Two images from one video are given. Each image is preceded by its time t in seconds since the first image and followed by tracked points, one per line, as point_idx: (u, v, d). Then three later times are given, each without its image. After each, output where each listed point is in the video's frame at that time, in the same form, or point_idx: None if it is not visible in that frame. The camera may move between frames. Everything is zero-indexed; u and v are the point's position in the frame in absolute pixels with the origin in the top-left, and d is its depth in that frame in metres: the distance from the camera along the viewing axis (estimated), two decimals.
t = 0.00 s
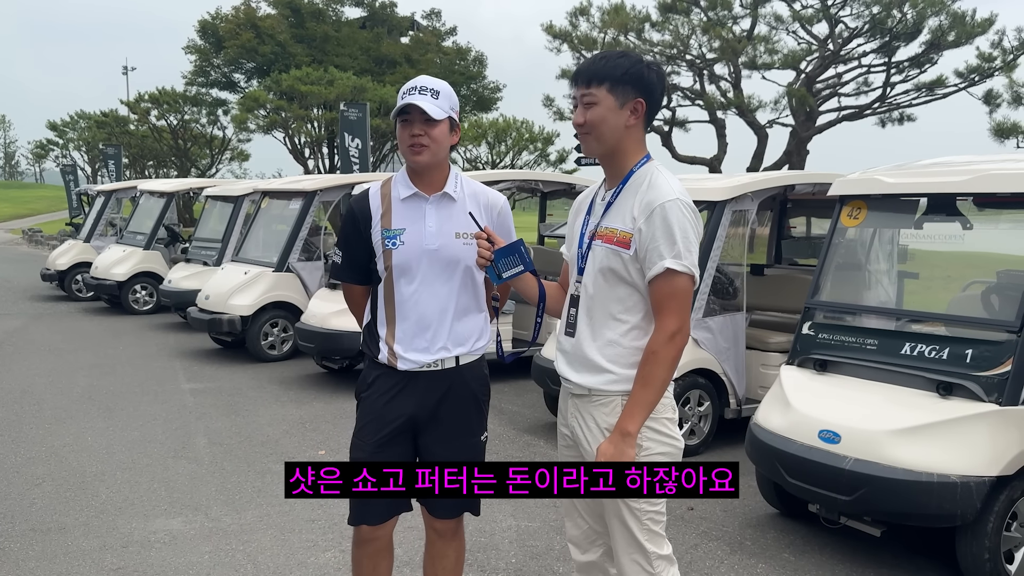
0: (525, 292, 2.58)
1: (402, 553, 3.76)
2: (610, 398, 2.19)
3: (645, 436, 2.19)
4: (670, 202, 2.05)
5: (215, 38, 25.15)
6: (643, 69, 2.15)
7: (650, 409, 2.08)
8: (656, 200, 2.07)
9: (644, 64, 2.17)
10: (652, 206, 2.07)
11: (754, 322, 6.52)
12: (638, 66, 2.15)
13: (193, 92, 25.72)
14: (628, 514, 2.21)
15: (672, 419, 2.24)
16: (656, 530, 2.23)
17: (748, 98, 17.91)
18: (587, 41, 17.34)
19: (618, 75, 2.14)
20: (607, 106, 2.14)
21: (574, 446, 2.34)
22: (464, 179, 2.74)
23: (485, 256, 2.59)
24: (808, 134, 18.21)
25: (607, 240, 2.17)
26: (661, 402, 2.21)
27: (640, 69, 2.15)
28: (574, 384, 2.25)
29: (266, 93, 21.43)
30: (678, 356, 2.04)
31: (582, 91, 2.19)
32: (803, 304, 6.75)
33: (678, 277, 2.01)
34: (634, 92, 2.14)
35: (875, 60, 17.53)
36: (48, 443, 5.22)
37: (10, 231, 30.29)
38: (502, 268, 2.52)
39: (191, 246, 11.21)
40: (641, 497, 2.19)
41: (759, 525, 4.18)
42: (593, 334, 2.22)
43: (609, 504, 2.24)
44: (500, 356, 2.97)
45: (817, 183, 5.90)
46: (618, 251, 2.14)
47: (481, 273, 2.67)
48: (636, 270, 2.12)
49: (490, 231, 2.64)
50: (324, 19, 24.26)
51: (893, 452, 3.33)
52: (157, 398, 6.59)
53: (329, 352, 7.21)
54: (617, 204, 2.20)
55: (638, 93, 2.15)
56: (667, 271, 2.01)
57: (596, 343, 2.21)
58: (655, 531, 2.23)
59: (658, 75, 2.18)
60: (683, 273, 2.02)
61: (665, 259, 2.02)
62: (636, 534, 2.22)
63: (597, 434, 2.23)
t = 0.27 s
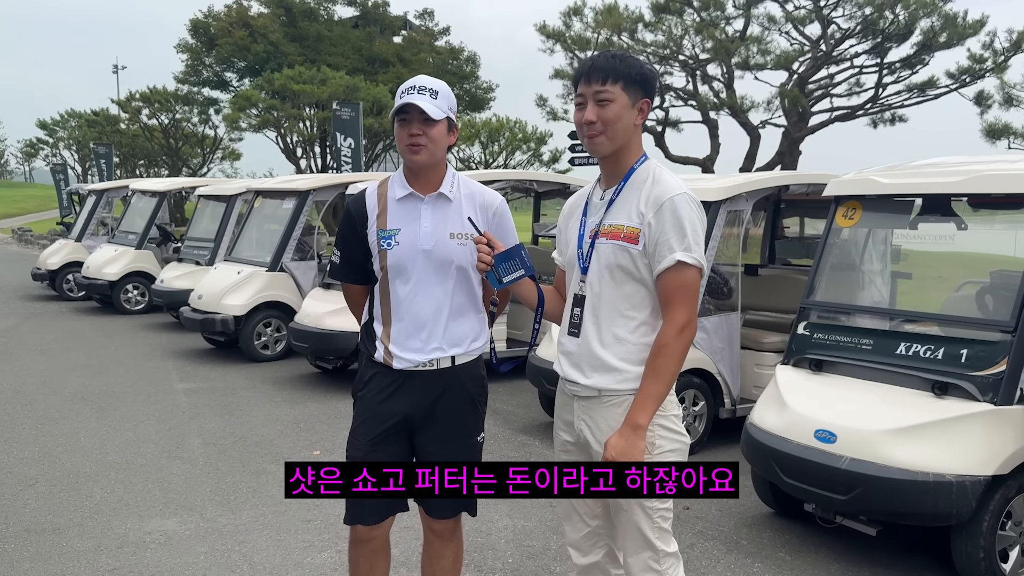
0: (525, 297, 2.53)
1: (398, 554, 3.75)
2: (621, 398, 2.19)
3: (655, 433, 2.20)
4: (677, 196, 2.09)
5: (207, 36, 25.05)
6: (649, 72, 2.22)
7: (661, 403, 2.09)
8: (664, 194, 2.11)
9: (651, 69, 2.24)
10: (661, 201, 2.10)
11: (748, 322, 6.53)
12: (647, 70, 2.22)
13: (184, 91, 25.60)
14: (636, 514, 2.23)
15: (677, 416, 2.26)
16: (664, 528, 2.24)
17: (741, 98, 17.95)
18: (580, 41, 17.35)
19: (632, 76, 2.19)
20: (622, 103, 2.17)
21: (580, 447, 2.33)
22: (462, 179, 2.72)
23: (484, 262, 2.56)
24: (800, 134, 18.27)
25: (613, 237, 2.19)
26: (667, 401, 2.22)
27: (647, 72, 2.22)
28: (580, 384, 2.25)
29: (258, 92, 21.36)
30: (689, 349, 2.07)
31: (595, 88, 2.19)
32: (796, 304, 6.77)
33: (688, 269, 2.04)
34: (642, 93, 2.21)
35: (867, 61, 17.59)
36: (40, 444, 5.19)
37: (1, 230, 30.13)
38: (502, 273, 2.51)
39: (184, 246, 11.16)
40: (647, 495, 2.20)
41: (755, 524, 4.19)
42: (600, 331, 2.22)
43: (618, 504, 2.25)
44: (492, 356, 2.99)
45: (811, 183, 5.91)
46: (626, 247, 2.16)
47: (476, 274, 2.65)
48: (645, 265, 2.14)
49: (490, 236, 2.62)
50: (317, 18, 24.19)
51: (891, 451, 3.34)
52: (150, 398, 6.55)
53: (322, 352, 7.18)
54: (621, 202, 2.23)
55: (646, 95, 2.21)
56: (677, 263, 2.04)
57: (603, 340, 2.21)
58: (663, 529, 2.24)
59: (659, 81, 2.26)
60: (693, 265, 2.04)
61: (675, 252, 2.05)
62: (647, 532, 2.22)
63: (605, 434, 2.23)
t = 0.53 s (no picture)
0: (520, 300, 2.54)
1: (394, 554, 3.75)
2: (626, 398, 2.19)
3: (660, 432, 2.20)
4: (678, 196, 2.11)
5: (198, 36, 24.94)
6: (648, 74, 2.23)
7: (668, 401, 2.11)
8: (666, 194, 2.12)
9: (649, 70, 2.25)
10: (663, 201, 2.11)
11: (741, 322, 6.55)
12: (646, 71, 2.23)
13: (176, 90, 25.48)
14: (637, 513, 2.23)
15: (678, 415, 2.26)
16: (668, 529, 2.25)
17: (734, 99, 18.00)
18: (574, 42, 17.36)
19: (631, 76, 2.19)
20: (620, 103, 2.18)
21: (583, 448, 2.34)
22: (458, 179, 2.71)
23: (481, 264, 2.53)
24: (792, 135, 18.33)
25: (614, 237, 2.19)
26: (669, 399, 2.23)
27: (646, 74, 2.23)
28: (584, 385, 2.25)
29: (250, 91, 21.28)
30: (694, 347, 2.08)
31: (594, 88, 2.19)
32: (790, 304, 6.79)
33: (691, 267, 2.06)
34: (641, 95, 2.21)
35: (859, 62, 17.66)
36: (33, 444, 5.15)
37: None
38: (498, 274, 2.47)
39: (176, 245, 11.11)
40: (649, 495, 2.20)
41: (750, 524, 4.20)
42: (603, 331, 2.22)
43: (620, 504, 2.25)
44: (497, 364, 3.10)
45: (805, 184, 5.93)
46: (628, 246, 2.16)
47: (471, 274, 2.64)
48: (648, 265, 2.15)
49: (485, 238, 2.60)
50: (309, 18, 24.13)
51: (888, 451, 3.35)
52: (143, 399, 6.52)
53: (316, 352, 7.16)
54: (621, 202, 2.23)
55: (645, 95, 2.22)
56: (681, 262, 2.05)
57: (607, 340, 2.21)
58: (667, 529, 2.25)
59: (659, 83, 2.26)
60: (696, 263, 2.06)
61: (679, 250, 2.06)
62: (649, 531, 2.23)
63: (610, 434, 2.23)
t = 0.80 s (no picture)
0: (518, 300, 2.53)
1: (389, 555, 3.74)
2: (621, 397, 2.19)
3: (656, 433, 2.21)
4: (674, 195, 2.11)
5: (191, 35, 24.87)
6: (644, 74, 2.22)
7: (663, 400, 2.11)
8: (662, 193, 2.12)
9: (646, 70, 2.25)
10: (658, 200, 2.11)
11: (735, 322, 6.56)
12: (643, 71, 2.23)
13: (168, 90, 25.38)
14: (636, 512, 2.23)
15: (676, 414, 2.26)
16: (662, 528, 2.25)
17: (727, 100, 18.05)
18: (568, 43, 17.39)
19: (628, 76, 2.20)
20: (618, 102, 2.18)
21: (580, 448, 2.34)
22: (455, 179, 2.71)
23: (478, 263, 2.53)
24: (785, 136, 18.39)
25: (612, 236, 2.19)
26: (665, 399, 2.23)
27: (642, 73, 2.22)
28: (581, 384, 2.25)
29: (243, 91, 21.22)
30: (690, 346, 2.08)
31: (591, 86, 2.20)
32: (784, 304, 6.81)
33: (688, 266, 2.05)
34: (637, 94, 2.21)
35: (852, 64, 17.73)
36: (26, 445, 5.13)
37: None
38: (496, 274, 2.46)
39: (169, 245, 11.06)
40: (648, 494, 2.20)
41: (745, 524, 4.21)
42: (601, 331, 2.22)
43: (620, 504, 2.26)
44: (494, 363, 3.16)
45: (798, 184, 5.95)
46: (625, 246, 2.16)
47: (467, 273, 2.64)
48: (645, 264, 2.15)
49: (483, 237, 2.60)
50: (303, 17, 24.08)
51: (883, 450, 3.36)
52: (136, 399, 6.49)
53: (310, 352, 7.14)
54: (617, 201, 2.23)
55: (642, 95, 2.22)
56: (677, 261, 2.05)
57: (604, 339, 2.21)
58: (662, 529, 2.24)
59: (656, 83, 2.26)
60: (692, 262, 2.06)
61: (674, 249, 2.06)
62: (648, 530, 2.23)
63: (608, 434, 2.23)
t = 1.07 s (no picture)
0: (515, 300, 2.55)
1: (385, 555, 3.74)
2: (617, 397, 2.20)
3: (653, 433, 2.21)
4: (672, 195, 2.10)
5: (185, 35, 24.80)
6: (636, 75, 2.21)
7: (657, 400, 2.11)
8: (660, 194, 2.12)
9: (640, 70, 2.24)
10: (655, 202, 2.11)
11: (730, 323, 6.58)
12: (638, 72, 2.23)
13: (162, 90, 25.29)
14: (632, 513, 2.23)
15: (672, 415, 2.27)
16: (660, 528, 2.25)
17: (721, 102, 18.10)
18: (562, 43, 17.40)
19: (622, 79, 2.19)
20: (613, 107, 2.18)
21: (577, 449, 2.34)
22: (456, 180, 2.71)
23: (476, 263, 2.53)
24: (779, 138, 18.45)
25: (609, 236, 2.19)
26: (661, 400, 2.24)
27: (635, 75, 2.21)
28: (576, 383, 2.25)
29: (236, 91, 21.16)
30: (684, 346, 2.08)
31: (585, 93, 2.20)
32: (778, 305, 6.82)
33: (683, 267, 2.06)
34: (632, 96, 2.21)
35: (845, 65, 17.79)
36: (19, 446, 5.10)
37: None
38: (494, 275, 2.46)
39: (162, 246, 11.02)
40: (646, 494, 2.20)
41: (741, 524, 4.22)
42: (597, 330, 2.22)
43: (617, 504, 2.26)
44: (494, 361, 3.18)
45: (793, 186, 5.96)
46: (622, 246, 2.16)
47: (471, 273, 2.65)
48: (641, 264, 2.15)
49: (481, 237, 2.60)
50: (297, 18, 24.04)
51: (876, 451, 3.38)
52: (130, 400, 6.47)
53: (305, 353, 7.12)
54: (615, 202, 2.23)
55: (637, 97, 2.22)
56: (674, 261, 2.05)
57: (600, 339, 2.21)
58: (659, 529, 2.25)
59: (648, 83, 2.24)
60: (688, 263, 2.06)
61: (670, 250, 2.06)
62: (644, 530, 2.23)
63: (604, 433, 2.23)
